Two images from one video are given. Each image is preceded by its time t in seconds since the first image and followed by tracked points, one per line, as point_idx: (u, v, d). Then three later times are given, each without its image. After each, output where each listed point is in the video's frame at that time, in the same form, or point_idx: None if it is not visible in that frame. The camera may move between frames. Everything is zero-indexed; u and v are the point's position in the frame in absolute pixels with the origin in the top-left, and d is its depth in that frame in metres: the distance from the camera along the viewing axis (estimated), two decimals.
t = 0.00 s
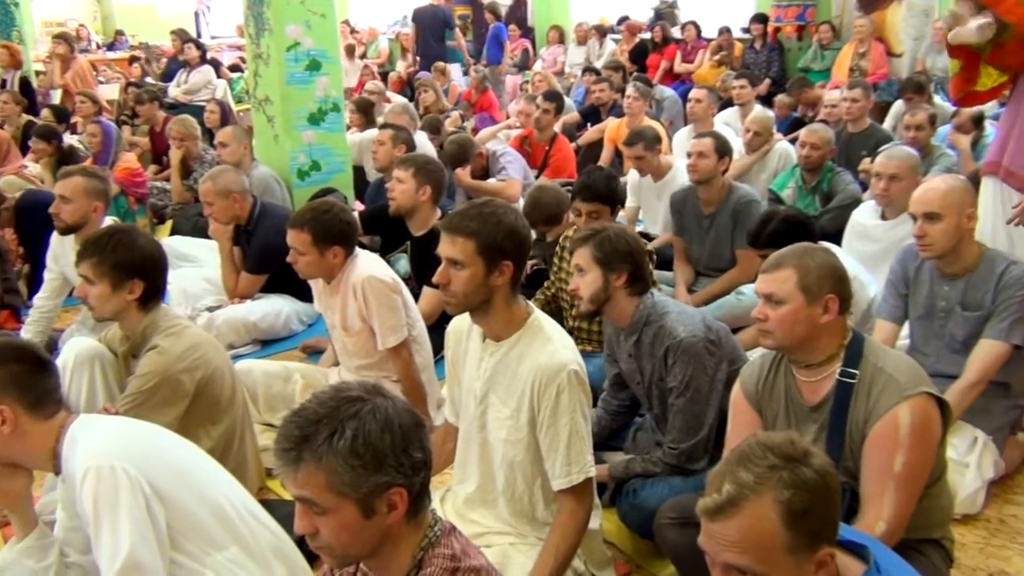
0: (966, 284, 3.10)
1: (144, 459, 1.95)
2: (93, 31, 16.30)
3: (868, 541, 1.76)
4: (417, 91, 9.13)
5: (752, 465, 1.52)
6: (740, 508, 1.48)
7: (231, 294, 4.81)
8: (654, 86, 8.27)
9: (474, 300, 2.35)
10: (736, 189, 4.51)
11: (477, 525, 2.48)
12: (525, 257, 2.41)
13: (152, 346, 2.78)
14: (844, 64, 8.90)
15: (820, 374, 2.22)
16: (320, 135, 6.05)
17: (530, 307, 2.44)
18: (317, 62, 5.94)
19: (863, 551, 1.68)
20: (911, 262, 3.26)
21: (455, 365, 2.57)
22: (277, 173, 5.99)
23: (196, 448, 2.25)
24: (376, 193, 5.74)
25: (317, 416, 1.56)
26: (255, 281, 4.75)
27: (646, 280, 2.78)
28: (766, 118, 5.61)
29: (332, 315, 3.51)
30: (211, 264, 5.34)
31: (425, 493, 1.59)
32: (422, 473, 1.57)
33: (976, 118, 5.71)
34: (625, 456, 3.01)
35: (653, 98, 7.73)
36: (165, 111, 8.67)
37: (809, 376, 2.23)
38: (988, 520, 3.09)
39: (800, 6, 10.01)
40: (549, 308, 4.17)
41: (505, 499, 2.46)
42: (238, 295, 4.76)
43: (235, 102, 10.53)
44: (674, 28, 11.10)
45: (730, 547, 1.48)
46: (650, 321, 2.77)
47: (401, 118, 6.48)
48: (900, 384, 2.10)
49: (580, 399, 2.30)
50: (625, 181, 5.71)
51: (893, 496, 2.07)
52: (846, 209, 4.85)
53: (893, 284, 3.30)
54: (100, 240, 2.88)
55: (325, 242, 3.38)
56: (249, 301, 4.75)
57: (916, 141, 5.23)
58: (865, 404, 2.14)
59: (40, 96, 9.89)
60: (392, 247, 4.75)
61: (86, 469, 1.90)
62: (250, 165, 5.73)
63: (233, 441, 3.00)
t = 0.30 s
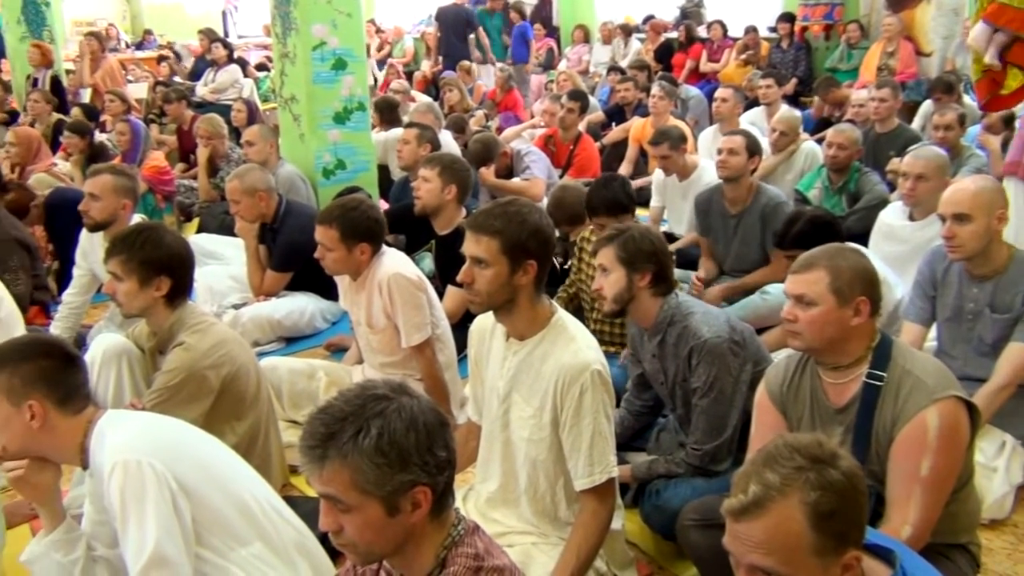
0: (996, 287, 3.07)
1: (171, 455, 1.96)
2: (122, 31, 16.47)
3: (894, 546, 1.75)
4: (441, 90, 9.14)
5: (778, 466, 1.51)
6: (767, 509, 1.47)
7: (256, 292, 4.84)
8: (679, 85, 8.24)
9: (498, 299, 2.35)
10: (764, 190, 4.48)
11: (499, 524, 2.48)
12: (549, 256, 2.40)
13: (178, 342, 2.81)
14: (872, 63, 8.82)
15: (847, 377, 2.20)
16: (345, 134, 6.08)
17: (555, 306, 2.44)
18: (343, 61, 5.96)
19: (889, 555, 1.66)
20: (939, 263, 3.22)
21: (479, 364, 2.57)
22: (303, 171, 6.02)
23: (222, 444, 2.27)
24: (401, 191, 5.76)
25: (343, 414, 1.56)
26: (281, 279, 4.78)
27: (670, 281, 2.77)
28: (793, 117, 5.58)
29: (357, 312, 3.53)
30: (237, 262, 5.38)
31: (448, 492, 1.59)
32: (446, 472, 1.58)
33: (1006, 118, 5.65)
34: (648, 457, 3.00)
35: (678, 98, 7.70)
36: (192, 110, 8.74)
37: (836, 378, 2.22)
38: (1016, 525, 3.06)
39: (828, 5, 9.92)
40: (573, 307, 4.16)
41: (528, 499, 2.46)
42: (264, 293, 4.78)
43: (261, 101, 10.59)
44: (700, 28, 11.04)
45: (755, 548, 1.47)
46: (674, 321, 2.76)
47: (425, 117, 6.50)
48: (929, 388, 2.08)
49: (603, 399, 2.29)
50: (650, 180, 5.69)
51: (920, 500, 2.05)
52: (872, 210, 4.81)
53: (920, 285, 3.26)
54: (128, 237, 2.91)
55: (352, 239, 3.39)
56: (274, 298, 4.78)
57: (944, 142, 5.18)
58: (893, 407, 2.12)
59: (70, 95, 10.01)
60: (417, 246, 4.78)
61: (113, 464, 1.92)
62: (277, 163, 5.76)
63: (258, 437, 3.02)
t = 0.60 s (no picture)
0: None
1: (196, 451, 1.98)
2: (151, 31, 16.63)
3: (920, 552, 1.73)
4: (466, 90, 9.15)
5: (802, 470, 1.50)
6: (789, 512, 1.46)
7: (281, 290, 4.87)
8: (704, 86, 8.20)
9: (522, 299, 2.35)
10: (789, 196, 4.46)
11: (520, 524, 2.48)
12: (574, 256, 2.40)
13: (204, 340, 2.83)
14: (899, 64, 8.76)
15: (881, 382, 2.18)
16: (369, 134, 6.10)
17: (578, 306, 2.44)
18: (368, 61, 5.97)
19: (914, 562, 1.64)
20: (968, 265, 3.19)
21: (501, 364, 2.57)
22: (328, 170, 6.05)
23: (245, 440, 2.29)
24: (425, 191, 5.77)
25: (366, 413, 1.56)
26: (305, 277, 4.80)
27: (694, 282, 2.76)
28: (820, 118, 5.53)
29: (381, 310, 3.54)
30: (262, 261, 5.42)
31: (471, 492, 1.59)
32: (469, 472, 1.58)
33: None
34: (671, 459, 2.99)
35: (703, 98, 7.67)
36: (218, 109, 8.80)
37: (870, 382, 2.19)
38: None
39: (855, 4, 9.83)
40: (596, 308, 4.15)
41: (549, 499, 2.45)
42: (288, 291, 4.81)
43: (287, 100, 10.65)
44: (726, 28, 10.98)
45: (774, 550, 1.46)
46: (698, 322, 2.75)
47: (450, 117, 6.51)
48: (964, 394, 2.06)
49: (626, 400, 2.29)
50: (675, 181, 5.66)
51: (950, 507, 2.03)
52: (900, 212, 4.77)
53: (949, 288, 3.23)
54: (155, 235, 2.94)
55: (379, 237, 3.40)
56: (299, 296, 4.80)
57: (974, 143, 5.13)
58: (926, 412, 2.10)
59: (100, 95, 10.12)
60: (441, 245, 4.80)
61: (139, 460, 1.93)
62: (302, 162, 5.79)
63: (281, 435, 3.03)
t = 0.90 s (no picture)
0: None
1: (217, 447, 1.99)
2: (175, 31, 16.76)
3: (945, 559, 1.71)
4: (487, 89, 9.16)
5: (826, 470, 1.49)
6: (811, 510, 1.45)
7: (302, 289, 4.90)
8: (726, 85, 8.17)
9: (542, 298, 2.35)
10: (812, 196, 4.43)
11: (539, 524, 2.48)
12: (594, 255, 2.39)
13: (226, 337, 2.85)
14: (923, 63, 8.68)
15: (922, 392, 2.15)
16: (391, 133, 6.12)
17: (599, 306, 2.43)
18: (390, 60, 5.99)
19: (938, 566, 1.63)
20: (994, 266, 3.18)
21: (521, 363, 2.57)
22: (349, 169, 6.08)
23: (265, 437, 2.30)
24: (446, 190, 5.78)
25: (387, 412, 1.57)
26: (325, 276, 4.82)
27: (715, 282, 2.74)
28: (843, 118, 5.49)
29: (401, 309, 3.55)
30: (284, 259, 5.45)
31: (491, 492, 1.59)
32: (489, 471, 1.58)
33: None
34: (691, 459, 2.98)
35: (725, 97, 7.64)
36: (241, 108, 8.86)
37: (909, 390, 2.17)
38: None
39: (879, 3, 9.75)
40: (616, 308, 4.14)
41: (569, 499, 2.45)
42: (309, 290, 4.84)
43: (309, 100, 10.71)
44: (749, 27, 10.92)
45: (793, 549, 1.45)
46: (719, 323, 2.73)
47: (471, 116, 6.52)
48: (1006, 406, 2.04)
49: (645, 400, 2.28)
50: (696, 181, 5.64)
51: (979, 515, 2.01)
52: (924, 213, 4.73)
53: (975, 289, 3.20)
54: (179, 234, 2.97)
55: (399, 237, 3.41)
56: (320, 295, 4.83)
57: (1000, 143, 5.07)
58: (965, 421, 2.08)
59: (124, 94, 10.21)
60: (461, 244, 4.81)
61: (162, 457, 1.95)
62: (324, 161, 5.82)
63: (302, 432, 3.04)
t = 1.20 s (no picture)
0: None
1: (236, 445, 2.00)
2: (197, 30, 16.88)
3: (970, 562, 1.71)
4: (507, 87, 9.16)
5: (854, 461, 1.49)
6: (838, 497, 1.45)
7: (322, 287, 4.92)
8: (747, 83, 8.13)
9: (562, 296, 2.35)
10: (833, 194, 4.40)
11: (558, 522, 2.48)
12: (615, 252, 2.39)
13: (246, 335, 2.86)
14: (946, 61, 8.60)
15: (972, 404, 2.14)
16: (410, 131, 6.13)
17: (619, 304, 2.43)
18: (410, 59, 5.99)
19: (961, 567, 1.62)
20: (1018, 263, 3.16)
21: (540, 361, 2.57)
22: (368, 167, 6.10)
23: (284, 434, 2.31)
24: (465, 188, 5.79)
25: (406, 410, 1.57)
26: (345, 274, 4.84)
27: (735, 281, 2.73)
28: (865, 115, 5.46)
29: (420, 307, 3.55)
30: (304, 258, 5.47)
31: (511, 490, 1.59)
32: (508, 470, 1.58)
33: None
34: (710, 459, 2.97)
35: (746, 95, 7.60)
36: (262, 107, 8.91)
37: (958, 401, 2.15)
38: None
39: None
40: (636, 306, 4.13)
41: (588, 497, 2.45)
42: (329, 288, 4.86)
43: (329, 98, 10.75)
44: (770, 24, 10.85)
45: (818, 536, 1.44)
46: (739, 322, 2.72)
47: (490, 114, 6.52)
48: None
49: (665, 398, 2.27)
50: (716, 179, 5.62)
51: (1010, 524, 2.00)
52: (947, 212, 4.69)
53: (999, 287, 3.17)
54: (201, 232, 2.99)
55: (417, 235, 3.41)
56: (339, 293, 4.84)
57: None
58: (1010, 435, 2.09)
59: (146, 93, 10.28)
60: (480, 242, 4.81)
61: (183, 454, 1.96)
62: (343, 160, 5.84)
63: (322, 430, 3.05)
